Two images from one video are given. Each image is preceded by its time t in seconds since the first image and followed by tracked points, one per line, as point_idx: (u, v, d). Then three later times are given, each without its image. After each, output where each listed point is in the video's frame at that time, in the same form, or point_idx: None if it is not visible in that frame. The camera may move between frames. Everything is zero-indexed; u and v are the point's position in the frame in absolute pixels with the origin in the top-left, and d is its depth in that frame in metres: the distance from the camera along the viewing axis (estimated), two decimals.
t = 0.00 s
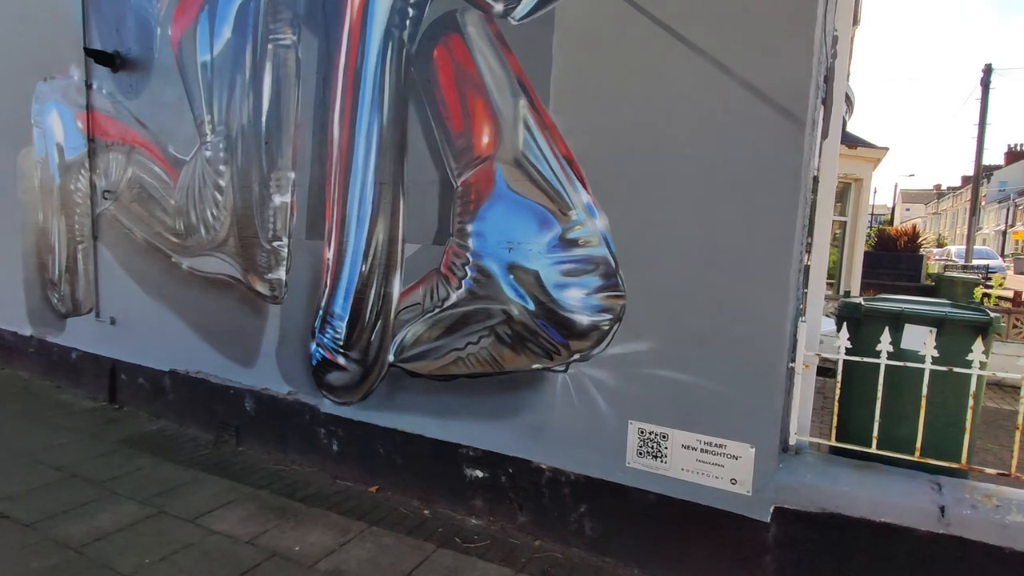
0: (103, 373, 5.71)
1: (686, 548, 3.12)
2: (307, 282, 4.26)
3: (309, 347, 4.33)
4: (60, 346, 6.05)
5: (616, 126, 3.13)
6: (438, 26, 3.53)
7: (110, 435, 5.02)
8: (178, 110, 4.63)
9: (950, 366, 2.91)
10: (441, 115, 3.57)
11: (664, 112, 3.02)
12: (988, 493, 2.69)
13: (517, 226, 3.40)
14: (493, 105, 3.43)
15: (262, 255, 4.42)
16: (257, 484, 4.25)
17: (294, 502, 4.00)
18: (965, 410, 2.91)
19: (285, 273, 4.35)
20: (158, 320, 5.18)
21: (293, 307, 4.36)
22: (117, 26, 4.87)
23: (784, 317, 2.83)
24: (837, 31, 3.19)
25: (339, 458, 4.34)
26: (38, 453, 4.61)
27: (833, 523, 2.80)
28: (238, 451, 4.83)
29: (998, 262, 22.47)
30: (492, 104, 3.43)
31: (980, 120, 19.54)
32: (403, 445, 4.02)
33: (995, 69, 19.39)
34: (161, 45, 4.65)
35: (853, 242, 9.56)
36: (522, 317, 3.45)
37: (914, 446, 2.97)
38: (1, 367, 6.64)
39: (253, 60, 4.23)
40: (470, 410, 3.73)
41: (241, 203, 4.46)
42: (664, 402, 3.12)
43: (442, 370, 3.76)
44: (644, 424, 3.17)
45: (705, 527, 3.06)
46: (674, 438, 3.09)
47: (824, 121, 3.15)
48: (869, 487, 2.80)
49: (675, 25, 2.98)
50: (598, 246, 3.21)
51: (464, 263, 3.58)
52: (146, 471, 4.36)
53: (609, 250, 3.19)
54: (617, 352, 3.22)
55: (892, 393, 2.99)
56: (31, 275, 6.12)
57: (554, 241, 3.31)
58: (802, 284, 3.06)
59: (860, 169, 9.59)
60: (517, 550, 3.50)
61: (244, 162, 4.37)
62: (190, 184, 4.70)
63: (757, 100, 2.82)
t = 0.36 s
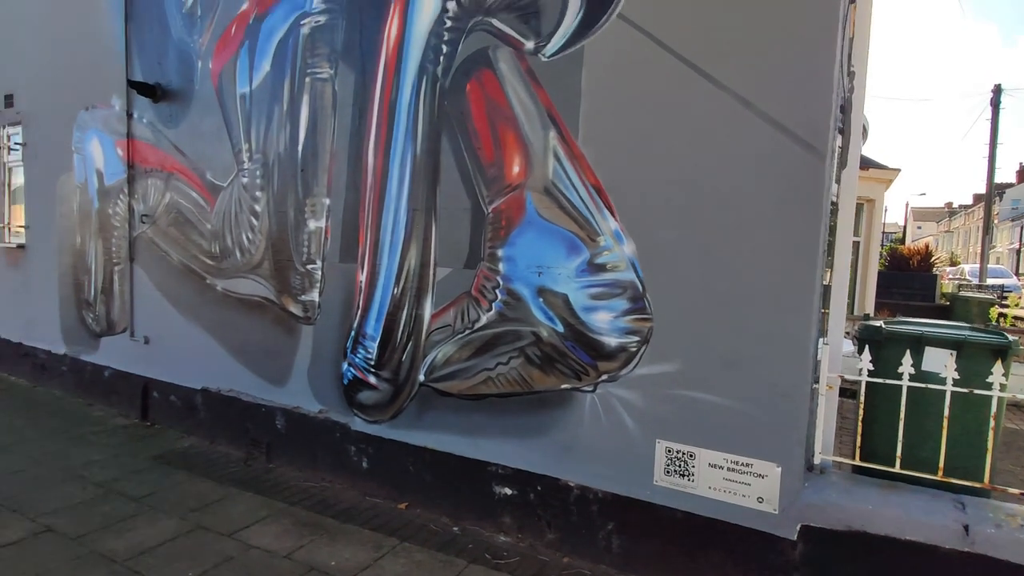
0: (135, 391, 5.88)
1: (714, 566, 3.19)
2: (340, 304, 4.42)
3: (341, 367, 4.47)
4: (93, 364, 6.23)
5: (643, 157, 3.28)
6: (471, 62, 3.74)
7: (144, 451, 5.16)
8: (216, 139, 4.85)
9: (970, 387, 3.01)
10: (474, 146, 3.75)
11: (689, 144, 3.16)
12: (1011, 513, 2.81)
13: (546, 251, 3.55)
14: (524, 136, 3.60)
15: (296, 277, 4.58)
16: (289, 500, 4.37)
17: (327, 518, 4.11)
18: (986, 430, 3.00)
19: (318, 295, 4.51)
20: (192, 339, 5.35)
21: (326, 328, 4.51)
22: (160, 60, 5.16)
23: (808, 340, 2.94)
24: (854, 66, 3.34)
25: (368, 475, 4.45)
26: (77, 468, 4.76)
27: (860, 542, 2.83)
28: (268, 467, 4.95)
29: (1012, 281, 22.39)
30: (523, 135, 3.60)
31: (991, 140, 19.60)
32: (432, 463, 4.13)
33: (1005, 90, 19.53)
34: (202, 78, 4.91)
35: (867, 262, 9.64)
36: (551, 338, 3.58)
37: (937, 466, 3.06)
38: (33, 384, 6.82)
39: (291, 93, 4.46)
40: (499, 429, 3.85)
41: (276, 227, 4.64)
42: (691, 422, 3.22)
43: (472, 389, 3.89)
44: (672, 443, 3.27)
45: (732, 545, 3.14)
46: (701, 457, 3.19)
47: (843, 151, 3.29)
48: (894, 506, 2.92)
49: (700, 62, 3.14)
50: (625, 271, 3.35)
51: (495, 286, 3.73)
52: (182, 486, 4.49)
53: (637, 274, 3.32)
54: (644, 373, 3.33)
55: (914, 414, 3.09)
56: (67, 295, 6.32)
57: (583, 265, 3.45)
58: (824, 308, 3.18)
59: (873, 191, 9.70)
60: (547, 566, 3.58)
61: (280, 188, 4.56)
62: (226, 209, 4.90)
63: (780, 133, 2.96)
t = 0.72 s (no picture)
0: (154, 406, 5.97)
1: None
2: (359, 322, 4.51)
3: (359, 384, 4.54)
4: (113, 378, 6.35)
5: (659, 182, 3.37)
6: (489, 90, 3.89)
7: (163, 466, 5.24)
8: (239, 161, 5.04)
9: (985, 411, 3.04)
10: (492, 170, 3.89)
11: (705, 170, 3.24)
12: None
13: (563, 273, 3.63)
14: (541, 162, 3.72)
15: (316, 296, 4.70)
16: (307, 516, 4.43)
17: (344, 535, 4.16)
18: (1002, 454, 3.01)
19: (337, 313, 4.61)
20: (212, 356, 5.46)
21: (344, 345, 4.59)
22: (186, 84, 5.41)
23: (823, 363, 2.98)
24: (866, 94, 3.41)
25: (384, 492, 4.49)
26: (99, 482, 4.84)
27: (876, 563, 2.85)
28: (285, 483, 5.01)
29: None
30: (540, 160, 3.72)
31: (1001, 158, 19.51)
32: (449, 481, 4.17)
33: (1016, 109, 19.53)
34: (227, 101, 5.13)
35: (879, 280, 9.62)
36: (567, 359, 3.63)
37: (953, 489, 3.09)
38: (54, 398, 6.94)
39: (313, 117, 4.65)
40: (515, 448, 3.89)
41: (297, 247, 4.78)
42: (707, 442, 3.26)
43: (489, 408, 3.94)
44: (687, 464, 3.30)
45: (748, 566, 3.15)
46: (717, 478, 3.22)
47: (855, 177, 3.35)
48: (910, 529, 2.93)
49: (714, 91, 3.23)
50: (641, 293, 3.41)
51: (512, 306, 3.80)
52: (202, 502, 4.56)
53: (652, 296, 3.38)
54: (660, 394, 3.37)
55: (929, 437, 3.11)
56: (89, 311, 6.46)
57: (599, 287, 3.52)
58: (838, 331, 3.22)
59: (884, 209, 9.72)
60: None
61: (302, 209, 4.72)
62: (249, 229, 5.06)
63: (793, 160, 3.04)
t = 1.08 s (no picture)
0: (170, 421, 6.05)
1: None
2: (375, 341, 4.59)
3: (374, 402, 4.59)
4: (131, 393, 6.43)
5: (673, 205, 3.43)
6: (506, 115, 4.02)
7: (179, 481, 5.29)
8: (261, 182, 5.24)
9: (1002, 437, 3.03)
10: (509, 193, 3.99)
11: (718, 194, 3.30)
12: None
13: (578, 294, 3.69)
14: (556, 185, 3.81)
15: (333, 313, 4.80)
16: (321, 533, 4.45)
17: (358, 552, 4.19)
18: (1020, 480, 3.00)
19: (354, 331, 4.69)
20: (228, 371, 5.54)
21: (360, 363, 4.66)
22: (209, 106, 5.63)
23: (837, 387, 2.99)
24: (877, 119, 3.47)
25: (398, 510, 4.51)
26: (116, 497, 4.90)
27: None
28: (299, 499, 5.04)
29: None
30: (556, 183, 3.81)
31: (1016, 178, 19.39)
32: (462, 499, 4.18)
33: None
34: (249, 123, 5.34)
35: (892, 300, 9.57)
36: (581, 379, 3.67)
37: (970, 515, 3.08)
38: (72, 411, 7.04)
39: (333, 139, 4.85)
40: (529, 467, 3.91)
41: (315, 265, 4.92)
42: (721, 465, 3.26)
43: (503, 427, 3.97)
44: (702, 486, 3.31)
45: None
46: (732, 501, 3.22)
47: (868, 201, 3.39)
48: (928, 554, 2.88)
49: (727, 118, 3.30)
50: (655, 314, 3.45)
51: (527, 326, 3.86)
52: (217, 517, 4.61)
53: (666, 318, 3.42)
54: (674, 415, 3.38)
55: (946, 462, 3.11)
56: (109, 326, 6.58)
57: (613, 308, 3.57)
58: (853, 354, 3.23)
59: (897, 228, 9.71)
60: None
61: (320, 229, 4.88)
62: (267, 247, 5.22)
63: (806, 186, 3.09)
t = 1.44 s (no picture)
0: (181, 434, 6.08)
1: None
2: (387, 356, 4.62)
3: (386, 418, 4.60)
4: (143, 406, 6.48)
5: (686, 226, 3.46)
6: (520, 135, 4.09)
7: (191, 495, 5.31)
8: (277, 199, 5.35)
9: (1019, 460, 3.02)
10: (522, 212, 4.05)
11: (730, 214, 3.33)
12: None
13: (590, 312, 3.72)
14: (569, 204, 3.87)
15: (346, 329, 4.85)
16: (331, 549, 4.45)
17: (369, 569, 4.18)
18: None
19: (366, 346, 4.73)
20: (241, 386, 5.58)
21: (372, 379, 4.68)
22: (227, 123, 5.75)
23: (850, 408, 2.98)
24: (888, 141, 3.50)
25: (408, 527, 4.50)
26: (128, 511, 4.92)
27: None
28: (309, 515, 5.04)
29: None
30: (568, 203, 3.87)
31: None
32: (473, 517, 4.17)
33: None
34: (266, 141, 5.46)
35: (904, 319, 9.53)
36: (593, 397, 3.68)
37: (988, 539, 3.05)
38: (85, 424, 7.09)
39: (348, 157, 4.95)
40: (541, 485, 3.90)
41: (329, 281, 4.99)
42: (735, 485, 3.25)
43: (515, 445, 3.97)
44: (715, 506, 3.29)
45: None
46: (746, 522, 3.20)
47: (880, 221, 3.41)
48: None
49: (739, 139, 3.33)
50: (667, 333, 3.47)
51: (539, 344, 3.89)
52: (228, 532, 4.62)
53: (679, 337, 3.43)
54: (686, 435, 3.38)
55: (962, 485, 3.08)
56: (123, 339, 6.65)
57: (625, 327, 3.60)
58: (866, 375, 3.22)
59: (908, 246, 9.69)
60: None
61: (335, 245, 4.96)
62: (282, 263, 5.31)
63: (818, 207, 3.10)
